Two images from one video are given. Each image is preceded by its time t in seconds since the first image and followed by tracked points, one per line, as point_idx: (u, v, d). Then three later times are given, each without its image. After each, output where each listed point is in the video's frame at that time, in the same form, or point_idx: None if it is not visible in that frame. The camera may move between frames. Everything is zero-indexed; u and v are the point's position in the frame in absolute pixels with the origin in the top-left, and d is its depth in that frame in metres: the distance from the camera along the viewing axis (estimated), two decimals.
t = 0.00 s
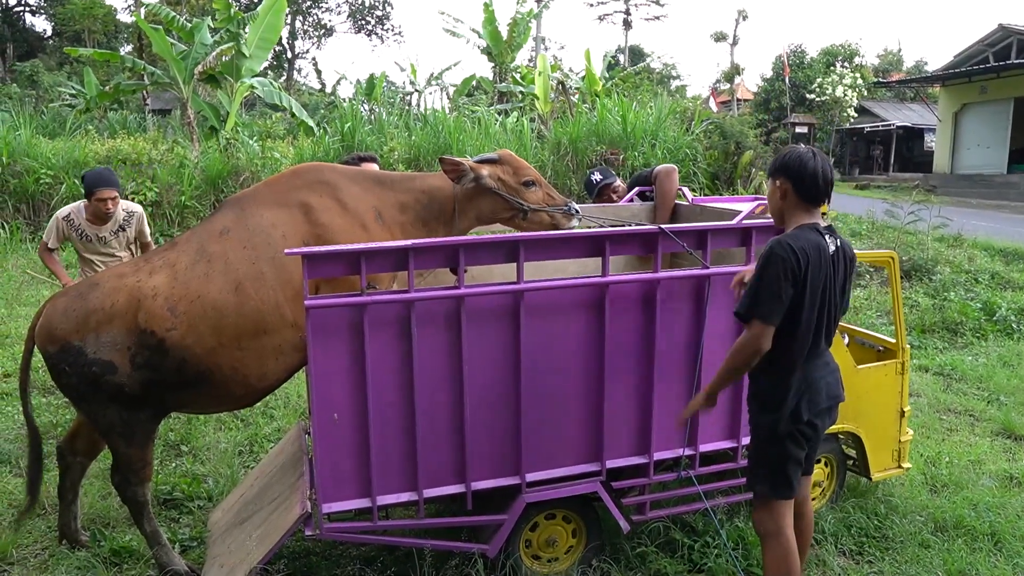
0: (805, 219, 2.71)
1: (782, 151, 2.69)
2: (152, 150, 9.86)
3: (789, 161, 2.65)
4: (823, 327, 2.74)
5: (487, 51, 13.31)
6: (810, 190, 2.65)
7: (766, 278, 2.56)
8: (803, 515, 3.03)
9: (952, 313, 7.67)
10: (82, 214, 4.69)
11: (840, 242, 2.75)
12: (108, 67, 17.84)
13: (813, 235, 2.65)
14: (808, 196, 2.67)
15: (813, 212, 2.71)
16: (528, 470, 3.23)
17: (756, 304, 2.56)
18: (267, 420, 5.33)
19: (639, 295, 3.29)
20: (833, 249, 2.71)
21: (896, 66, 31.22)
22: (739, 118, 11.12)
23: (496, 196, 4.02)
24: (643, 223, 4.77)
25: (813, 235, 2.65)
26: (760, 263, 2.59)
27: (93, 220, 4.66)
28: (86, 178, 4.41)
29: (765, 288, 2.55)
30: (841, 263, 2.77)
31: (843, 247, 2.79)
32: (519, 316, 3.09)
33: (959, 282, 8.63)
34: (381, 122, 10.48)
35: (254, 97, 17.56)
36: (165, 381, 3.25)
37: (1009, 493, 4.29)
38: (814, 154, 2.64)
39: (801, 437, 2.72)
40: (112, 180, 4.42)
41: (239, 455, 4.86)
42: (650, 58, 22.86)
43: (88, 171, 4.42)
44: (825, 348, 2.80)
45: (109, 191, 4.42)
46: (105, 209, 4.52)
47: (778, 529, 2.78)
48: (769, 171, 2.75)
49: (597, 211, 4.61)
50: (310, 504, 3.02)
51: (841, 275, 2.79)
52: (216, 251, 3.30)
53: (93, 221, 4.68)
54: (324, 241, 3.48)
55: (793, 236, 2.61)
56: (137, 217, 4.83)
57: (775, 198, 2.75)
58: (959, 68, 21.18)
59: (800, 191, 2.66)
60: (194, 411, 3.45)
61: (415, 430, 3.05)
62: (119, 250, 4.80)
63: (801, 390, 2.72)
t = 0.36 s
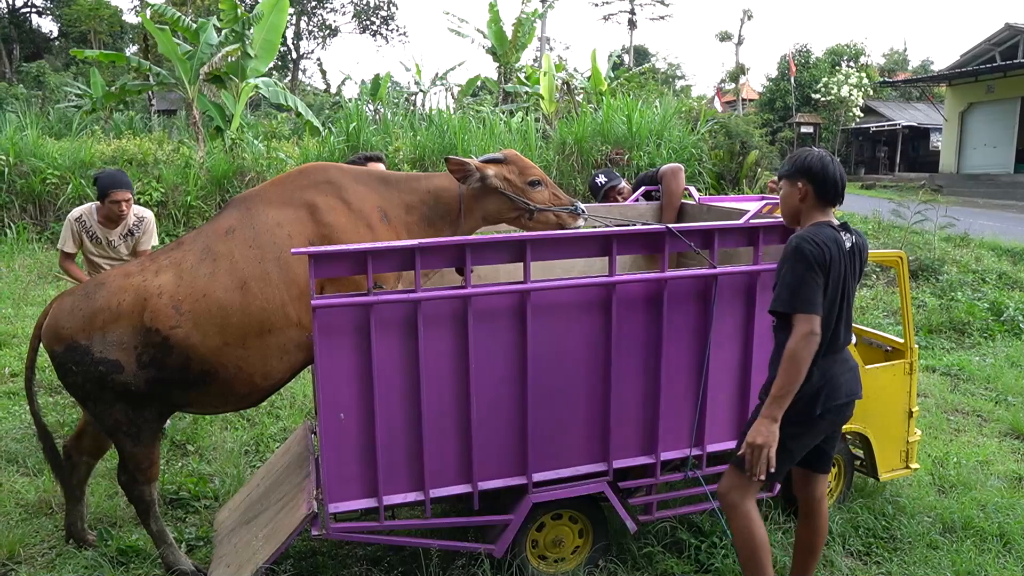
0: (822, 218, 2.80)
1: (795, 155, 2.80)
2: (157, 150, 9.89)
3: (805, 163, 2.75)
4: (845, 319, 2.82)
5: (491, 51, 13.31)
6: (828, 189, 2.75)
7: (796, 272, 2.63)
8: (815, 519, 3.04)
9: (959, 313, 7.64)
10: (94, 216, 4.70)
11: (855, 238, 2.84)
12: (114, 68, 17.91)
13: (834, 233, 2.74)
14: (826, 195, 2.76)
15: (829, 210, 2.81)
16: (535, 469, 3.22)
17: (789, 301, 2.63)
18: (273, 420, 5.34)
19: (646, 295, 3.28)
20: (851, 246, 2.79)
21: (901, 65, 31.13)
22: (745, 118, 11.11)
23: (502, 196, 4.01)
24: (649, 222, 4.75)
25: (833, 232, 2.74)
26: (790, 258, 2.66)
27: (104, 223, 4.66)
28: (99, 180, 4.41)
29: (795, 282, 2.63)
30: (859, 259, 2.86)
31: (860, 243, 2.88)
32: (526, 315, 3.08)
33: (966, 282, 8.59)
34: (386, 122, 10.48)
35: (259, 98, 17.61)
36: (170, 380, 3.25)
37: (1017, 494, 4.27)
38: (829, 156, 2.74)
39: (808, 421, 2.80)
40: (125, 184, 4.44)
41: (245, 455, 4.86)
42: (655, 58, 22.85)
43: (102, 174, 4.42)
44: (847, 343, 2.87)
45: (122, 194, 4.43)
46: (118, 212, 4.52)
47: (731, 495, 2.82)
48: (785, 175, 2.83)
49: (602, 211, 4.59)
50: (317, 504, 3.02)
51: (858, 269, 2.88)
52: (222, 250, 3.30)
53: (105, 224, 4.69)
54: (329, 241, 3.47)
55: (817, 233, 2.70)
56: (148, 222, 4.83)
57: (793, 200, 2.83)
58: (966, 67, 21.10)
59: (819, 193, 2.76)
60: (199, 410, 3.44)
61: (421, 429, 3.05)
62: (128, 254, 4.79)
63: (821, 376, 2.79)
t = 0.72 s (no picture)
0: (833, 215, 2.96)
1: (806, 157, 2.95)
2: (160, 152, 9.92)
3: (818, 162, 2.90)
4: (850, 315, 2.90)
5: (494, 52, 13.31)
6: (839, 187, 2.91)
7: (804, 261, 2.70)
8: (820, 518, 3.06)
9: (963, 313, 7.63)
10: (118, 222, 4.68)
11: (862, 237, 2.97)
12: (117, 70, 17.96)
13: (844, 230, 2.87)
14: (836, 194, 2.92)
15: (838, 209, 2.97)
16: (537, 470, 3.22)
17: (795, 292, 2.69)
18: (275, 421, 5.34)
19: (646, 297, 3.28)
20: (856, 243, 2.91)
21: (905, 66, 31.08)
22: (748, 119, 11.11)
23: (500, 196, 4.02)
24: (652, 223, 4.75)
25: (843, 230, 2.87)
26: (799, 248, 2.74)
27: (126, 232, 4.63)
28: (127, 190, 4.39)
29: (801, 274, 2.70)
30: (864, 258, 2.98)
31: (865, 242, 2.98)
32: (527, 316, 3.08)
33: (970, 283, 8.57)
34: (389, 123, 10.49)
35: (262, 99, 17.63)
36: (166, 382, 3.25)
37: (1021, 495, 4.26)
38: (840, 159, 2.92)
39: (820, 412, 2.85)
40: (152, 194, 4.43)
41: (247, 456, 4.86)
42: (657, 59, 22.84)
43: (128, 183, 4.40)
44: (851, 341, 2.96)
45: (149, 204, 4.43)
46: (142, 223, 4.49)
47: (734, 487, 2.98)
48: (798, 174, 2.97)
49: (604, 211, 4.59)
50: (318, 505, 3.03)
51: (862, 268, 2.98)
52: (220, 253, 3.30)
53: (128, 233, 4.65)
54: (327, 243, 3.46)
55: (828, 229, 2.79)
56: (170, 239, 4.76)
57: (805, 198, 2.97)
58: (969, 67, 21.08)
59: (832, 194, 2.92)
60: (197, 411, 3.45)
61: (423, 430, 3.04)
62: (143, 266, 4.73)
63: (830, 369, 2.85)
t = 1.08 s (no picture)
0: (839, 214, 3.00)
1: (816, 153, 2.98)
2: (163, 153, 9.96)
3: (827, 161, 2.94)
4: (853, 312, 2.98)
5: (497, 51, 13.32)
6: (847, 187, 2.95)
7: (795, 250, 2.87)
8: (821, 517, 3.08)
9: (966, 313, 7.60)
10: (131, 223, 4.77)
11: (867, 236, 3.06)
12: (121, 69, 18.00)
13: (848, 226, 2.95)
14: (845, 193, 2.97)
15: (844, 208, 3.01)
16: (538, 470, 3.22)
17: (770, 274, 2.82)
18: (278, 420, 5.35)
19: (642, 299, 3.26)
20: (860, 242, 3.01)
21: (909, 65, 31.00)
22: (751, 118, 11.10)
23: (495, 197, 4.03)
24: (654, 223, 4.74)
25: (848, 226, 2.96)
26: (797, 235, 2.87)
27: (140, 233, 4.71)
28: (141, 191, 4.42)
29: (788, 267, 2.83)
30: (868, 257, 3.07)
31: (870, 242, 3.08)
32: (529, 316, 3.09)
33: (973, 283, 8.54)
34: (392, 122, 10.50)
35: (265, 98, 17.67)
36: (157, 383, 3.28)
37: None
38: (850, 157, 2.95)
39: (821, 399, 2.90)
40: (166, 197, 4.44)
41: (250, 455, 4.87)
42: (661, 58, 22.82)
43: (145, 185, 4.44)
44: (857, 339, 3.02)
45: (162, 206, 4.42)
46: (157, 225, 4.55)
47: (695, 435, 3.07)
48: (807, 173, 3.01)
49: (606, 210, 4.59)
50: (320, 504, 3.03)
51: (865, 270, 3.06)
52: (212, 256, 3.30)
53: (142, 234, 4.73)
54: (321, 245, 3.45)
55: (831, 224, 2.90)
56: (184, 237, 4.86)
57: (813, 197, 3.00)
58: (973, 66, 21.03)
59: (840, 192, 2.96)
60: (188, 410, 3.46)
61: (425, 430, 3.05)
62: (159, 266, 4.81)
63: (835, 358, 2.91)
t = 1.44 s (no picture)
0: (838, 217, 3.03)
1: (814, 157, 2.99)
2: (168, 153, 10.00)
3: (826, 164, 2.96)
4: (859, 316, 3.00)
5: (502, 52, 13.33)
6: (845, 190, 2.99)
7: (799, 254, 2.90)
8: (825, 517, 3.10)
9: (971, 315, 7.58)
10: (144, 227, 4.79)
11: (869, 239, 3.09)
12: (127, 70, 18.05)
13: (851, 229, 2.97)
14: (843, 196, 3.00)
15: (841, 210, 3.04)
16: (540, 471, 3.23)
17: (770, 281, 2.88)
18: (282, 420, 5.36)
19: (641, 300, 3.26)
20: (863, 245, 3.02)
21: (914, 66, 30.94)
22: (755, 119, 11.09)
23: (495, 199, 4.04)
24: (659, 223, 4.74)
25: (850, 228, 2.97)
26: (806, 237, 2.89)
27: (155, 236, 4.75)
28: (151, 192, 4.44)
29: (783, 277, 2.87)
30: (869, 257, 3.08)
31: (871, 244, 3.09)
32: (533, 317, 3.09)
33: (978, 284, 8.52)
34: (396, 122, 10.51)
35: (270, 99, 17.71)
36: (152, 383, 3.28)
37: None
38: (846, 161, 2.98)
39: (827, 399, 2.92)
40: (175, 198, 4.46)
41: (254, 455, 4.88)
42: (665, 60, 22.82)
43: (155, 186, 4.46)
44: (864, 343, 3.04)
45: (171, 206, 4.44)
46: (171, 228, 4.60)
47: (689, 410, 3.06)
48: (806, 175, 3.00)
49: (610, 211, 4.59)
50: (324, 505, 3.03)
51: (869, 274, 3.09)
52: (211, 256, 3.32)
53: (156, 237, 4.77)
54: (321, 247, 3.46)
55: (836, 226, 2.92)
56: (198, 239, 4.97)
57: (811, 200, 3.01)
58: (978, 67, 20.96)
59: (838, 194, 2.99)
60: (184, 410, 3.46)
61: (428, 430, 3.05)
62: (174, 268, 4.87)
63: (841, 361, 2.93)
